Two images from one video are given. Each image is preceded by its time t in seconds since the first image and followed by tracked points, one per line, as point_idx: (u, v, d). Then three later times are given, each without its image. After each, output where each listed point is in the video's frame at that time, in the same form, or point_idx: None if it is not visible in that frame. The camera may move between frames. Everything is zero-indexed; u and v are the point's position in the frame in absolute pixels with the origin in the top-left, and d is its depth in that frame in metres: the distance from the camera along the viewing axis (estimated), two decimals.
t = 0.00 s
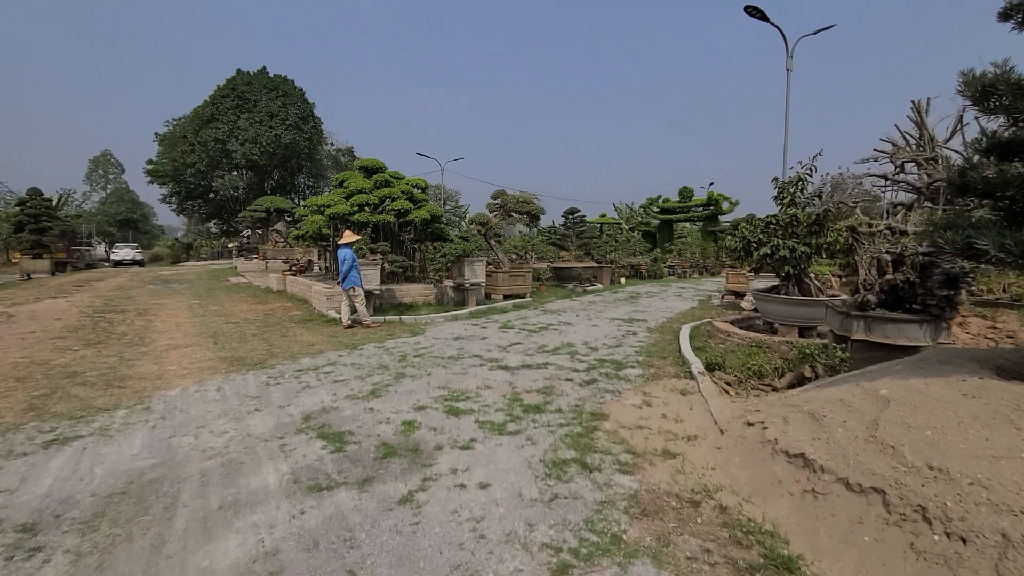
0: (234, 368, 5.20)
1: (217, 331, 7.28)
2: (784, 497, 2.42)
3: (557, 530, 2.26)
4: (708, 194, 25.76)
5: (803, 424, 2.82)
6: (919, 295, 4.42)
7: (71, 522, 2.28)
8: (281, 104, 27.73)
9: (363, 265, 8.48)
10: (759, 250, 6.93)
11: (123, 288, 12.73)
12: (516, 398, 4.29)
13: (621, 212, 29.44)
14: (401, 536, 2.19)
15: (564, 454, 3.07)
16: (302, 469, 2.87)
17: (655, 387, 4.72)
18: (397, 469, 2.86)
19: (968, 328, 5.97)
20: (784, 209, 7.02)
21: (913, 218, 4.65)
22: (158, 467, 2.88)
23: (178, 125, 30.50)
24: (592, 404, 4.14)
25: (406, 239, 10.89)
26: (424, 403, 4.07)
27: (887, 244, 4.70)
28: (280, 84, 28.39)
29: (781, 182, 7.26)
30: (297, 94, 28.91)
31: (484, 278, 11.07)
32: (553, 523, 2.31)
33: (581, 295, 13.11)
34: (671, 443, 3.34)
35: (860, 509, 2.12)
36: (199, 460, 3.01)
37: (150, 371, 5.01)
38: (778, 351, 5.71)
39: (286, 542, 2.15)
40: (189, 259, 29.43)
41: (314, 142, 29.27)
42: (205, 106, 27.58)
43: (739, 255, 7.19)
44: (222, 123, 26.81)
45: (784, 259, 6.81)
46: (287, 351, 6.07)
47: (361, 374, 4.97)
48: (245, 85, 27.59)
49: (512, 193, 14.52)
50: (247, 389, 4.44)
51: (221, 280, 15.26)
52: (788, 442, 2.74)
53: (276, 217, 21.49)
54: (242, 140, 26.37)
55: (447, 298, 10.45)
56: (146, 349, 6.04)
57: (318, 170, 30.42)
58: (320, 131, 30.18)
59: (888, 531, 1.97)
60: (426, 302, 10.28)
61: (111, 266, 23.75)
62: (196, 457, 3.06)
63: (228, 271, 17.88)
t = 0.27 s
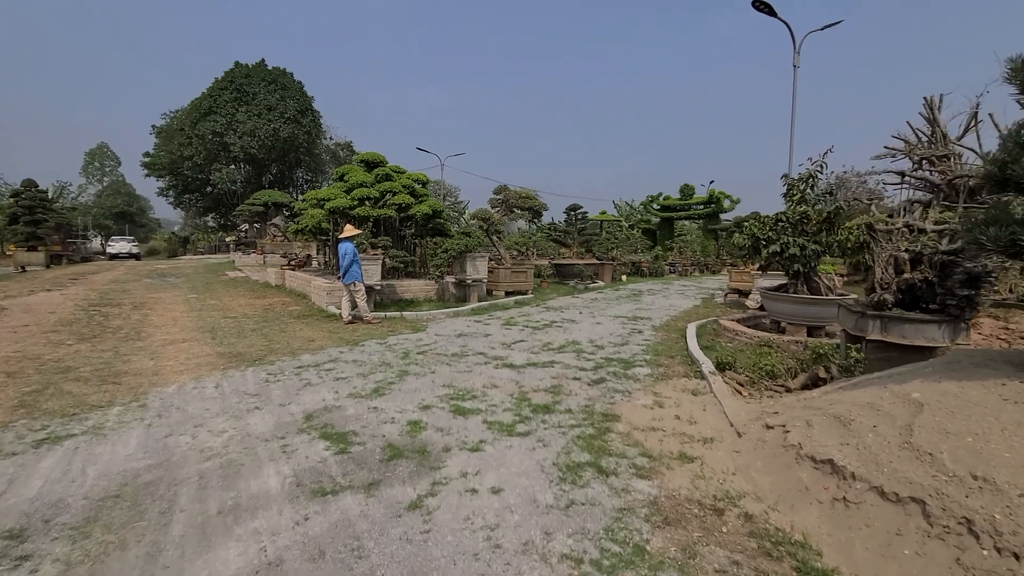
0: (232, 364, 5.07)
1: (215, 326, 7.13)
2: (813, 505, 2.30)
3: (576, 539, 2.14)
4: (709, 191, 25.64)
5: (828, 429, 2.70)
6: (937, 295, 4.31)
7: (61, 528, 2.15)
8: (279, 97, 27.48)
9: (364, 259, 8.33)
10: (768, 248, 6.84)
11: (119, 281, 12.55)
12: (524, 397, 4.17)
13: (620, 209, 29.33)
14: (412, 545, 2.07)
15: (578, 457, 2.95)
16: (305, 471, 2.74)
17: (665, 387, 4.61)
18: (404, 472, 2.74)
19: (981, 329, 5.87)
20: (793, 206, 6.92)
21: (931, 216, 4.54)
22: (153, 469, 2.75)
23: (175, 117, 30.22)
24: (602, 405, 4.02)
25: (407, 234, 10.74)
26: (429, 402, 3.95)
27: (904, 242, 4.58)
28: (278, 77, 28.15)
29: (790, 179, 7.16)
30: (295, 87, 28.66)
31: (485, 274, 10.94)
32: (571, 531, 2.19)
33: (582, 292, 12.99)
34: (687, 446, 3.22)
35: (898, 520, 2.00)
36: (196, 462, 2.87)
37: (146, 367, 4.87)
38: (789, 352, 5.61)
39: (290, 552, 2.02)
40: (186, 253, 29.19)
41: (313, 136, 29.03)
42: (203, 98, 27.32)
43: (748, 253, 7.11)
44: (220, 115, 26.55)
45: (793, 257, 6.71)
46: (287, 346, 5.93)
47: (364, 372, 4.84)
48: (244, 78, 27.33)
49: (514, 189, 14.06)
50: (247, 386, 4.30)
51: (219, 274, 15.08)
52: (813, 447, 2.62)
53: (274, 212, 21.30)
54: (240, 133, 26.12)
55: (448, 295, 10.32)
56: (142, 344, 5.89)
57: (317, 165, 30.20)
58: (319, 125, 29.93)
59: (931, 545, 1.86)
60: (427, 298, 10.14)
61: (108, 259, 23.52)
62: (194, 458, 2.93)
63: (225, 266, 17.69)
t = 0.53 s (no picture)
0: (230, 366, 4.92)
1: (211, 326, 6.98)
2: (845, 520, 2.20)
3: (599, 559, 2.03)
4: (706, 190, 25.60)
5: (856, 438, 2.61)
6: (955, 296, 4.22)
7: (51, 549, 2.02)
8: (274, 92, 27.18)
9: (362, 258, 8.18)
10: (774, 247, 6.75)
11: (113, 279, 12.34)
12: (532, 402, 4.06)
13: (618, 207, 29.25)
14: (427, 566, 1.95)
15: (594, 467, 2.84)
16: (310, 483, 2.62)
17: (675, 390, 4.51)
18: (414, 483, 2.62)
19: (989, 330, 5.82)
20: (800, 205, 6.82)
21: (945, 217, 4.47)
22: (150, 480, 2.62)
23: (168, 113, 29.84)
24: (613, 410, 3.91)
25: (406, 232, 10.59)
26: (435, 408, 3.82)
27: (919, 242, 4.51)
28: (273, 72, 27.86)
29: (796, 178, 7.07)
30: (290, 82, 28.38)
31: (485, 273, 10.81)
32: (594, 549, 2.08)
33: (582, 291, 12.89)
34: (705, 454, 3.12)
35: (939, 539, 1.90)
36: (195, 472, 2.74)
37: (141, 369, 4.72)
38: (798, 354, 5.52)
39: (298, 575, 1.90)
40: (180, 250, 28.88)
41: (309, 132, 28.76)
42: (197, 94, 26.98)
43: (754, 252, 7.01)
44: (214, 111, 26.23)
45: (800, 258, 6.63)
46: (286, 347, 5.79)
47: (366, 375, 4.71)
48: (238, 73, 27.06)
49: (512, 186, 13.45)
50: (246, 390, 4.17)
51: (214, 272, 14.87)
52: (841, 458, 2.52)
53: (269, 209, 21.06)
54: (234, 129, 25.81)
55: (448, 294, 10.18)
56: (137, 344, 5.73)
57: (312, 161, 29.94)
58: (314, 122, 29.66)
59: (978, 565, 1.76)
60: (427, 298, 10.00)
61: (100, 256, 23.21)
62: (192, 468, 2.79)
63: (220, 263, 17.45)
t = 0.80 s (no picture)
0: (218, 371, 4.74)
1: (197, 328, 6.76)
2: (870, 531, 2.11)
3: None
4: (697, 187, 25.65)
5: (876, 443, 2.52)
6: (960, 294, 4.14)
7: None
8: (260, 88, 26.72)
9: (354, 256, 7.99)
10: (773, 244, 6.67)
11: (95, 279, 12.00)
12: (534, 405, 3.93)
13: (608, 204, 29.19)
14: None
15: (604, 475, 2.73)
16: (305, 497, 2.47)
17: (679, 391, 4.41)
18: (416, 496, 2.48)
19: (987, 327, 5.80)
20: (798, 202, 6.76)
21: (949, 213, 4.43)
22: (133, 497, 2.45)
23: (151, 109, 29.21)
24: (617, 413, 3.80)
25: (397, 230, 10.40)
26: (433, 413, 3.68)
27: (923, 239, 4.45)
28: (258, 68, 27.41)
29: (794, 174, 7.01)
30: (277, 78, 27.94)
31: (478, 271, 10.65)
32: (611, 567, 1.96)
33: (576, 289, 12.79)
34: (715, 459, 3.01)
35: (976, 552, 1.81)
36: (181, 487, 2.57)
37: (124, 375, 4.52)
38: (798, 352, 5.46)
39: None
40: (165, 249, 28.34)
41: (296, 128, 28.34)
42: (181, 90, 26.42)
43: (752, 250, 6.94)
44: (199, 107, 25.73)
45: (798, 254, 6.56)
46: (276, 350, 5.61)
47: (360, 378, 4.55)
48: (223, 69, 26.58)
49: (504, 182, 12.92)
50: (234, 396, 3.99)
51: (200, 271, 14.55)
52: (861, 464, 2.43)
53: (256, 207, 20.70)
54: (220, 125, 25.33)
55: (441, 293, 10.01)
56: (119, 348, 5.51)
57: (300, 158, 29.52)
58: (301, 118, 29.23)
59: None
60: (419, 296, 9.82)
61: (82, 255, 22.67)
62: (179, 482, 2.63)
63: (206, 262, 17.09)
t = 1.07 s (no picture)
0: (205, 376, 4.53)
1: (184, 330, 6.53)
2: (907, 547, 1.96)
3: None
4: (691, 184, 25.57)
5: (904, 452, 2.38)
6: (975, 290, 4.01)
7: None
8: (249, 86, 26.35)
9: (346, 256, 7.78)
10: (776, 241, 6.54)
11: (80, 281, 11.69)
12: (536, 409, 3.76)
13: (602, 202, 29.06)
14: None
15: (615, 486, 2.56)
16: (294, 516, 2.28)
17: (685, 393, 4.25)
18: (415, 513, 2.31)
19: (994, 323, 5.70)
20: (801, 197, 6.63)
21: (961, 208, 4.31)
22: (107, 518, 2.25)
23: (139, 107, 28.73)
24: (623, 417, 3.64)
25: (390, 228, 10.19)
26: (431, 419, 3.50)
27: (935, 234, 4.31)
28: (247, 65, 27.03)
29: (795, 170, 6.87)
30: (266, 76, 27.56)
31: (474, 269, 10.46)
32: None
33: (572, 287, 12.63)
34: (731, 468, 2.85)
35: None
36: (160, 505, 2.38)
37: (104, 381, 4.29)
38: (804, 352, 5.33)
39: None
40: (154, 249, 27.89)
41: (287, 127, 27.98)
42: (168, 87, 25.98)
43: (755, 246, 6.81)
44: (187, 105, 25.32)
45: (802, 251, 6.44)
46: (266, 353, 5.40)
47: (354, 382, 4.36)
48: (212, 66, 26.19)
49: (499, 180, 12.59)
50: (221, 403, 3.78)
51: (188, 272, 14.24)
52: (891, 474, 2.29)
53: (247, 206, 20.36)
54: (208, 123, 24.92)
55: (435, 292, 9.81)
56: (101, 352, 5.28)
57: (291, 157, 29.15)
58: (292, 116, 28.85)
59: None
60: (414, 296, 9.62)
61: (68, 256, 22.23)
62: (158, 499, 2.44)
63: (196, 263, 16.77)
